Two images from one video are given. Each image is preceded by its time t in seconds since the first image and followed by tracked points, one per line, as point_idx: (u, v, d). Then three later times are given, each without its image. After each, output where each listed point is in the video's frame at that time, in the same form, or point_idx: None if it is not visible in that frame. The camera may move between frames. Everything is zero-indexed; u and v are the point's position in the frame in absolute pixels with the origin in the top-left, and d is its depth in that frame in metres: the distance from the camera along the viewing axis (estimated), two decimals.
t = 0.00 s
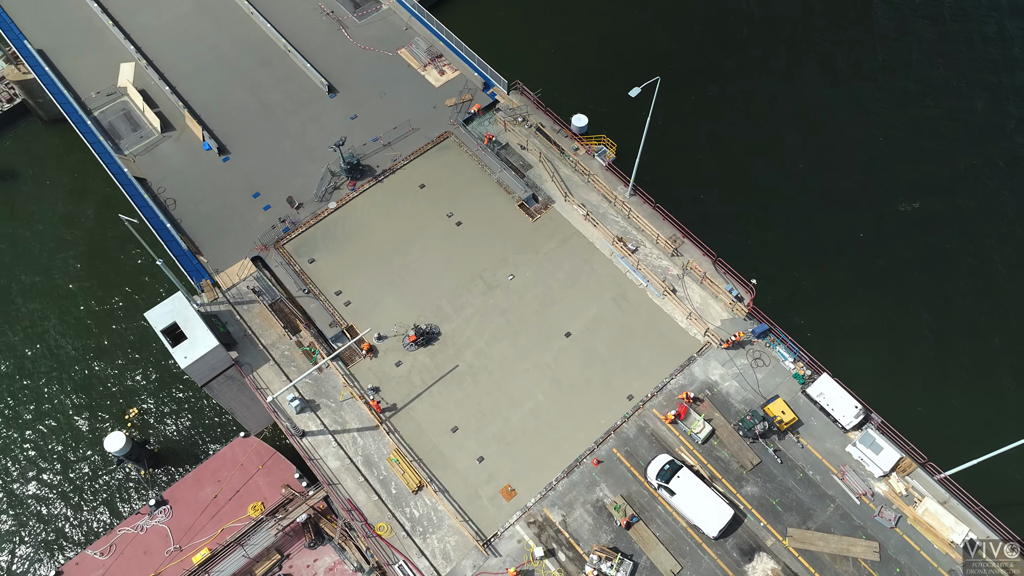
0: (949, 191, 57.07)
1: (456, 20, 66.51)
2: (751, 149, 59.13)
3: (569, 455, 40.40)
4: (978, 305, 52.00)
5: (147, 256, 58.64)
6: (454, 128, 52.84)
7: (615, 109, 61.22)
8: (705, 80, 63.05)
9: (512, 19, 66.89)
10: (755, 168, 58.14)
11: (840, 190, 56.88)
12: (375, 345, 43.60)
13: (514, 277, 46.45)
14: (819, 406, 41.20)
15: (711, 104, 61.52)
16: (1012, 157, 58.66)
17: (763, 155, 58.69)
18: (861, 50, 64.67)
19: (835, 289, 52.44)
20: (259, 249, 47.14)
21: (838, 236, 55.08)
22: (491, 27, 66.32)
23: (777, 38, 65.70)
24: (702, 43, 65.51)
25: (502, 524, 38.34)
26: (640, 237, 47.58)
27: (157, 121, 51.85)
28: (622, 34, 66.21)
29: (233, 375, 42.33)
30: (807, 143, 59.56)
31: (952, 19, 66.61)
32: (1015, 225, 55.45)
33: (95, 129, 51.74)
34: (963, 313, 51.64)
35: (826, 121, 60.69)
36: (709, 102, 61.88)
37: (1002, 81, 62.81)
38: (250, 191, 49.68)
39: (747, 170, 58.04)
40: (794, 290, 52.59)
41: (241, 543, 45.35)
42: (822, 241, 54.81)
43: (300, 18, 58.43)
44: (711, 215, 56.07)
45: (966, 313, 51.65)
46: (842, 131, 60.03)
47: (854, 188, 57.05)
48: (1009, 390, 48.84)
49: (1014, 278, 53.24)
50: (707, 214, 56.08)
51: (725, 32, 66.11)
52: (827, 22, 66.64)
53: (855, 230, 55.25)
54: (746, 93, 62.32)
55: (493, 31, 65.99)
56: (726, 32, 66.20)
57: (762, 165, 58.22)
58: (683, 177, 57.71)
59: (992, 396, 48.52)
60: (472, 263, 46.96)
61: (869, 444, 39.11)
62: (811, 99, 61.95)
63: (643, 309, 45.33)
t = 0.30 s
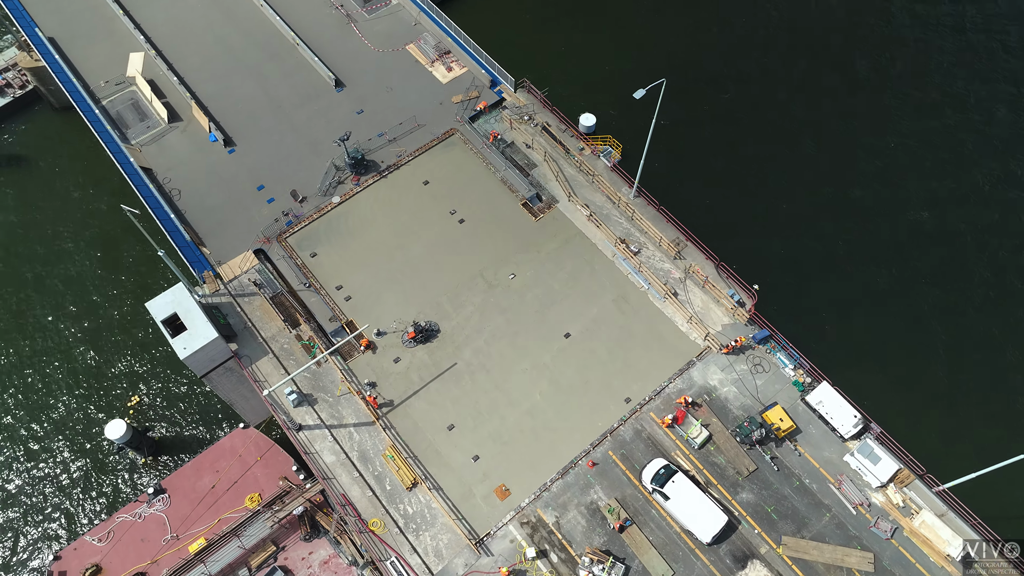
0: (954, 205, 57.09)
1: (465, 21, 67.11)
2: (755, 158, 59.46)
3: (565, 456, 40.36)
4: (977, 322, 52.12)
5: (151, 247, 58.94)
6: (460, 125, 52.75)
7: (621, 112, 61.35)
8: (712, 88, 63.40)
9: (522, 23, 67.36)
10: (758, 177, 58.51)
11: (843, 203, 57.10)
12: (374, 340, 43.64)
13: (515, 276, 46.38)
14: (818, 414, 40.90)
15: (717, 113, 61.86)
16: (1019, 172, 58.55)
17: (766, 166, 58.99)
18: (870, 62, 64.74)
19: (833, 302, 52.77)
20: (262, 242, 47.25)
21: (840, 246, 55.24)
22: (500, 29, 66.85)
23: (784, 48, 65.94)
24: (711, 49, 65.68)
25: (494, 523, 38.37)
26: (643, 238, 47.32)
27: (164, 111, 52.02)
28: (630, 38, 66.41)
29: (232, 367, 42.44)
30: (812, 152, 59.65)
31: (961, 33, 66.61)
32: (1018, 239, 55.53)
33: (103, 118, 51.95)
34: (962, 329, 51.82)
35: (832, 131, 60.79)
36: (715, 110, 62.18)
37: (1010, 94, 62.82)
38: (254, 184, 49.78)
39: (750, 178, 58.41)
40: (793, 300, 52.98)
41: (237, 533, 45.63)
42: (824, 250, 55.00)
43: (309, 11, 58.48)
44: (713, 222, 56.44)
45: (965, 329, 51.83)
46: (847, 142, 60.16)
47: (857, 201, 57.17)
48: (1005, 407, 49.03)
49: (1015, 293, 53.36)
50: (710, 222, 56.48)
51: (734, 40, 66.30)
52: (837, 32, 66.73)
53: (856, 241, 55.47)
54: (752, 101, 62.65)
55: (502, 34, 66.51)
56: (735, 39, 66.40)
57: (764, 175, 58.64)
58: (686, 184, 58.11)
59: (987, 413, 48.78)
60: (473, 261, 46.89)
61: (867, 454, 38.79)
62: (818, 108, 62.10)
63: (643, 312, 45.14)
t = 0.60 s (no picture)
0: (962, 217, 56.63)
1: (475, 17, 66.92)
2: (762, 163, 59.15)
3: (560, 457, 40.31)
4: (980, 336, 51.73)
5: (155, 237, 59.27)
6: (466, 122, 52.62)
7: (629, 113, 61.10)
8: (721, 90, 63.03)
9: (532, 20, 67.14)
10: (764, 182, 58.24)
11: (849, 211, 56.77)
12: (374, 336, 43.72)
13: (517, 275, 46.28)
14: (816, 423, 40.63)
15: (725, 117, 61.55)
16: None
17: (773, 172, 58.66)
18: (882, 70, 64.22)
19: (836, 312, 52.50)
20: (265, 234, 47.37)
21: (844, 254, 54.95)
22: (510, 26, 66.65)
23: (795, 52, 65.45)
24: (722, 52, 65.29)
25: (488, 522, 38.38)
26: (646, 241, 47.08)
27: (172, 102, 52.19)
28: (640, 39, 66.12)
29: (232, 358, 42.61)
30: (820, 158, 59.32)
31: (976, 43, 66.00)
32: None
33: (112, 107, 52.18)
34: (966, 343, 51.44)
35: (841, 137, 60.40)
36: (723, 113, 61.81)
37: None
38: (259, 176, 49.88)
39: (756, 183, 58.18)
40: (795, 306, 52.72)
41: (233, 524, 45.80)
42: (828, 258, 54.75)
43: (319, 5, 58.48)
44: (717, 226, 56.19)
45: (969, 343, 51.43)
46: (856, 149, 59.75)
47: (863, 210, 56.84)
48: (1007, 422, 48.69)
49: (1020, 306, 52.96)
50: (714, 225, 56.24)
51: (745, 44, 65.90)
52: (850, 39, 66.23)
53: (861, 249, 55.12)
54: (761, 105, 62.33)
55: (511, 32, 66.29)
56: (746, 42, 65.96)
57: (770, 180, 58.36)
58: (691, 187, 57.90)
59: (987, 428, 48.48)
60: (475, 259, 46.83)
61: (865, 464, 38.52)
62: (827, 114, 61.71)
63: (644, 314, 44.96)
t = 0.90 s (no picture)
0: (970, 228, 56.17)
1: (485, 16, 66.87)
2: (769, 168, 58.87)
3: (556, 458, 40.23)
4: (984, 349, 51.35)
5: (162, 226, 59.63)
6: (472, 119, 52.47)
7: (637, 115, 60.82)
8: (731, 94, 62.68)
9: (542, 19, 67.01)
10: (770, 188, 57.95)
11: (855, 219, 56.46)
12: (373, 332, 43.79)
13: (518, 275, 46.16)
14: (814, 431, 40.35)
15: (734, 121, 61.24)
16: None
17: (780, 178, 58.38)
18: (894, 78, 63.72)
19: (839, 320, 52.23)
20: (268, 227, 47.51)
21: (849, 262, 54.66)
22: (521, 25, 66.49)
23: (807, 56, 64.96)
24: (732, 56, 64.93)
25: (481, 522, 38.38)
26: (649, 243, 46.86)
27: (180, 92, 52.36)
28: (651, 41, 65.84)
29: (232, 350, 42.75)
30: (828, 165, 59.01)
31: (989, 53, 65.45)
32: None
33: (120, 96, 52.40)
34: (969, 355, 51.09)
35: (850, 144, 59.99)
36: (731, 117, 61.49)
37: None
38: (265, 169, 49.97)
39: (762, 189, 57.91)
40: (798, 313, 52.38)
41: (230, 515, 46.16)
42: (832, 266, 54.46)
43: None
44: (723, 230, 55.87)
45: (972, 356, 51.08)
46: (865, 156, 59.37)
47: (870, 218, 56.44)
48: (1007, 437, 48.46)
49: None
50: (720, 230, 55.90)
51: (756, 47, 65.49)
52: (862, 45, 65.74)
53: (866, 258, 54.82)
54: (770, 110, 61.91)
55: (522, 30, 66.16)
56: (756, 46, 65.61)
57: (778, 186, 58.02)
58: (697, 190, 57.61)
59: (988, 442, 48.23)
60: (477, 256, 46.75)
61: (862, 475, 38.22)
62: (837, 120, 61.26)
63: (644, 317, 44.75)
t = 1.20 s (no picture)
0: (978, 239, 55.62)
1: (496, 13, 66.72)
2: (776, 173, 58.53)
3: (551, 459, 40.15)
4: (988, 362, 50.85)
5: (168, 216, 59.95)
6: (479, 117, 52.33)
7: (644, 117, 60.65)
8: (740, 98, 62.28)
9: (552, 18, 66.78)
10: (777, 193, 57.59)
11: (861, 227, 56.09)
12: (373, 327, 43.83)
13: (520, 274, 46.05)
14: (813, 440, 40.05)
15: (742, 125, 60.80)
16: None
17: (786, 183, 58.02)
18: (906, 85, 63.14)
19: (841, 329, 51.99)
20: (271, 220, 47.59)
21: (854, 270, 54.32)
22: (531, 23, 66.35)
23: (819, 62, 64.48)
24: (743, 59, 64.54)
25: (474, 521, 38.38)
26: (652, 246, 46.59)
27: (189, 82, 52.51)
28: (661, 42, 65.50)
29: (232, 341, 42.93)
30: (836, 172, 58.56)
31: (1005, 63, 64.68)
32: None
33: (129, 85, 52.63)
34: (973, 368, 50.62)
35: (859, 151, 59.52)
36: (740, 121, 61.08)
37: None
38: (270, 161, 50.05)
39: (769, 194, 57.56)
40: (800, 321, 52.19)
41: (226, 505, 46.35)
42: (836, 274, 54.16)
43: None
44: (727, 235, 55.71)
45: (976, 368, 50.61)
46: (873, 164, 58.92)
47: (877, 227, 56.04)
48: (1008, 451, 48.07)
49: None
50: (724, 235, 55.68)
51: (767, 51, 65.04)
52: (875, 51, 65.19)
53: (871, 267, 54.45)
54: (779, 115, 61.48)
55: (532, 29, 65.97)
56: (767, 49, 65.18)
57: (785, 191, 57.69)
58: (703, 194, 57.43)
59: (988, 455, 47.90)
60: (479, 255, 46.69)
61: (859, 486, 37.94)
62: (846, 127, 60.78)
63: (645, 320, 44.54)
